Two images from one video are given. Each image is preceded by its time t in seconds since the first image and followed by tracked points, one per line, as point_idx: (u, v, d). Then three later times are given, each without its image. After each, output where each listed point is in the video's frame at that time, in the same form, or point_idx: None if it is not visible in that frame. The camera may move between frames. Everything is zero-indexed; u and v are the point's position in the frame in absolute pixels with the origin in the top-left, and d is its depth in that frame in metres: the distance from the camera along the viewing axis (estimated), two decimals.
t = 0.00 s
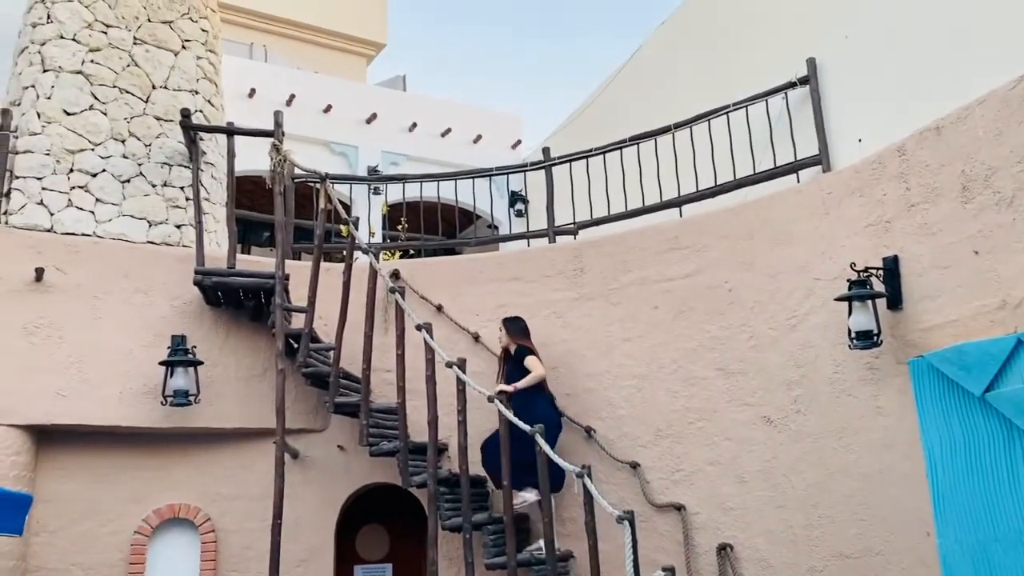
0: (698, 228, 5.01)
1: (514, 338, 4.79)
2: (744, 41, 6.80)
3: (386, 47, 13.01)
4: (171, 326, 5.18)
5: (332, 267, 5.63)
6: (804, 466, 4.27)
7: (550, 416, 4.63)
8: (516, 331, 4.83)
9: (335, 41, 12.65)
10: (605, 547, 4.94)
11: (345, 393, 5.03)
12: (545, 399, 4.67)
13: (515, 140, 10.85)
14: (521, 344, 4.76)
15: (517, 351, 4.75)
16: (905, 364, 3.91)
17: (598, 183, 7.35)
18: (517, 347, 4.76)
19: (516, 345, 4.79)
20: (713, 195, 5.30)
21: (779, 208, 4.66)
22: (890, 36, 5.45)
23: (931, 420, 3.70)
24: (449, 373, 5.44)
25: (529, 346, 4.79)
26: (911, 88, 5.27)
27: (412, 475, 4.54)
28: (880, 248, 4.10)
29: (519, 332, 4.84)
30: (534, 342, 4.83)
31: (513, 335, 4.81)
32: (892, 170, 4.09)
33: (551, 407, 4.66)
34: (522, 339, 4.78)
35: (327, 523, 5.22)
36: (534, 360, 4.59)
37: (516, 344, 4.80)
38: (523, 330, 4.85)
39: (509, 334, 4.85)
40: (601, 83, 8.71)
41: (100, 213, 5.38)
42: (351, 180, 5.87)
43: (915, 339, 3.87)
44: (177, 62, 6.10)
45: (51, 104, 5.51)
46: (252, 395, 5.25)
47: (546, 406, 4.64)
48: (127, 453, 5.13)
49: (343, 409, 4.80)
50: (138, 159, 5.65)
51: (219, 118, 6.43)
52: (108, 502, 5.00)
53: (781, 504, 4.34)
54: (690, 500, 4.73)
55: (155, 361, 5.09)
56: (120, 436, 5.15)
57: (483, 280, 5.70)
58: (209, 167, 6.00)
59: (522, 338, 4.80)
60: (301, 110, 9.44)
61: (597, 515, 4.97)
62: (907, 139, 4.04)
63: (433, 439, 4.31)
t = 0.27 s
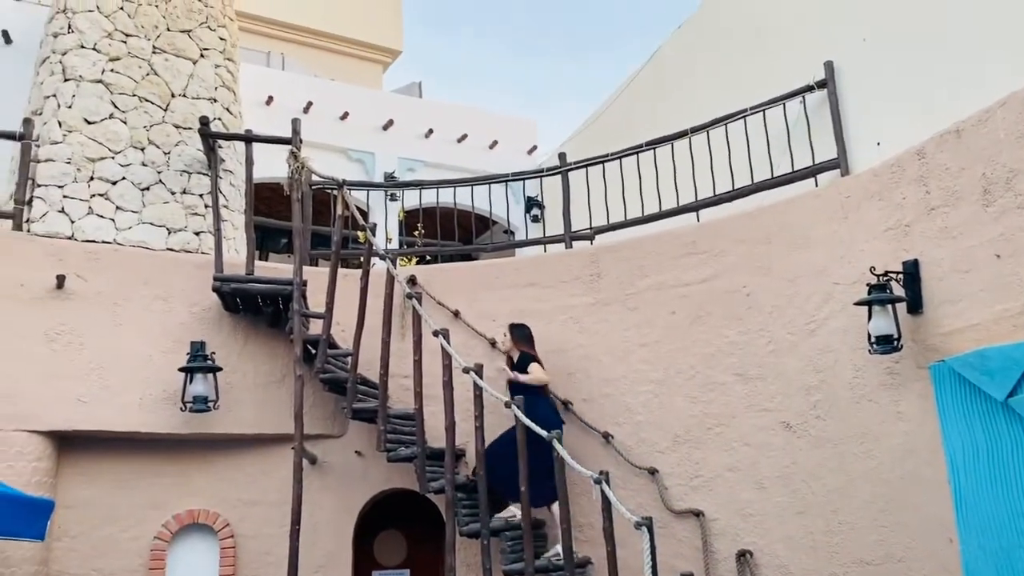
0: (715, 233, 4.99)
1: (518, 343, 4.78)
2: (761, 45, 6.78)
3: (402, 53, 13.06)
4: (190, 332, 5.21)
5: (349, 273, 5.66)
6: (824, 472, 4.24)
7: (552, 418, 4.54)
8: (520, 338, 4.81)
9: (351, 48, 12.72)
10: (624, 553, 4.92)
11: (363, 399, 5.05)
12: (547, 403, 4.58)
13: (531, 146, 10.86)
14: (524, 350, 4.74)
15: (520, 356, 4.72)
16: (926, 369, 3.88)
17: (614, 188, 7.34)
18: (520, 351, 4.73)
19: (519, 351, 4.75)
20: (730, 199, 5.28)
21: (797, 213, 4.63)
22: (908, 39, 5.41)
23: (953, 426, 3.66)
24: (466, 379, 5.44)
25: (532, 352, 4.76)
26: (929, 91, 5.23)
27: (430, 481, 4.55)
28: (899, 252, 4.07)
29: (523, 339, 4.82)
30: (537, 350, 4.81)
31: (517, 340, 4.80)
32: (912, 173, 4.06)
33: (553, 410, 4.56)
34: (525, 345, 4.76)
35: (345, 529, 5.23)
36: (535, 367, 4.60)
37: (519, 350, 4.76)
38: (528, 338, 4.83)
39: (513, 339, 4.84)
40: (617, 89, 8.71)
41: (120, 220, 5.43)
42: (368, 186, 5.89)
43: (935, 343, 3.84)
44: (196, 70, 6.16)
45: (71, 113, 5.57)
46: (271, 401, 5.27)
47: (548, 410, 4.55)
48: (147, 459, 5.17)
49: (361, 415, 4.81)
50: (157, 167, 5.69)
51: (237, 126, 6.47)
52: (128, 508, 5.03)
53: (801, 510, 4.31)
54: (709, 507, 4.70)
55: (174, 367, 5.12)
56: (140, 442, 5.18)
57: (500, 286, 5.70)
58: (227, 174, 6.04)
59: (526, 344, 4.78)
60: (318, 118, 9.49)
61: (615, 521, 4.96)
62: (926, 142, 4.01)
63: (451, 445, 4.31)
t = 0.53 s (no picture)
0: (733, 237, 4.97)
1: (520, 328, 4.85)
2: (777, 48, 6.76)
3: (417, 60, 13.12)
4: (209, 339, 5.25)
5: (366, 279, 5.68)
6: (845, 477, 4.21)
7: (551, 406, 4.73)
8: (522, 320, 4.86)
9: (366, 55, 12.80)
10: (642, 559, 4.90)
11: (381, 404, 5.06)
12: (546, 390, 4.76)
13: (547, 151, 10.87)
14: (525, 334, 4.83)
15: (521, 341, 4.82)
16: (947, 373, 3.83)
17: (631, 193, 7.33)
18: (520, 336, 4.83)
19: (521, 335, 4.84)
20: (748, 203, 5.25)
21: (815, 216, 4.60)
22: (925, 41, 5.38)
23: (974, 431, 3.62)
24: (482, 385, 5.44)
25: (533, 337, 4.84)
26: (948, 93, 5.20)
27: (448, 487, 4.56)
28: (919, 255, 4.04)
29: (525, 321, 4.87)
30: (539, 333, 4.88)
31: (519, 322, 4.86)
32: (931, 176, 4.03)
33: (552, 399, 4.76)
34: (526, 329, 4.84)
35: (362, 535, 5.24)
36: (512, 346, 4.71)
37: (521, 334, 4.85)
38: (530, 320, 4.88)
39: (515, 320, 4.90)
40: (632, 93, 8.71)
41: (140, 228, 5.47)
42: (385, 193, 5.91)
43: (956, 347, 3.80)
44: (214, 79, 6.21)
45: (92, 122, 5.63)
46: (289, 407, 5.30)
47: (548, 398, 4.74)
48: (166, 465, 5.20)
49: (379, 420, 4.82)
50: (176, 175, 5.74)
51: (255, 133, 6.51)
52: (148, 514, 5.06)
53: (821, 516, 4.28)
54: (728, 512, 4.67)
55: (193, 374, 5.15)
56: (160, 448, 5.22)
57: (516, 291, 5.70)
58: (245, 181, 6.08)
59: (527, 329, 4.85)
60: (335, 125, 9.54)
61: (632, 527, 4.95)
62: (945, 144, 3.97)
63: (468, 450, 4.31)
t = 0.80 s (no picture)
0: (751, 242, 4.95)
1: (526, 324, 4.89)
2: (795, 52, 6.74)
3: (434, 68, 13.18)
4: (229, 347, 5.29)
5: (384, 286, 5.70)
6: (866, 484, 4.18)
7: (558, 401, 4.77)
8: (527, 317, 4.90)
9: (382, 63, 12.85)
10: (662, 566, 4.89)
11: (400, 411, 5.08)
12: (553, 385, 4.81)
13: (564, 157, 10.88)
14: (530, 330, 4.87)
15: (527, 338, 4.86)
16: (970, 379, 3.79)
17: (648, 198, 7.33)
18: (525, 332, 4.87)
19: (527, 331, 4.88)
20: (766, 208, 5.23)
21: (834, 221, 4.58)
22: (945, 43, 5.34)
23: (999, 437, 3.57)
24: (501, 391, 5.45)
25: (539, 332, 4.88)
26: (967, 95, 5.16)
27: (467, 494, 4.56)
28: (940, 259, 4.01)
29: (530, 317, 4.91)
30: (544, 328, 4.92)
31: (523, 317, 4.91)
32: (952, 179, 3.99)
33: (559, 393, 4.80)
34: (532, 325, 4.88)
35: (382, 542, 5.26)
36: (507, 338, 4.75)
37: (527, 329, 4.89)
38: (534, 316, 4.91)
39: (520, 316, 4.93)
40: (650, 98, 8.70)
41: (161, 237, 5.53)
42: (403, 201, 5.94)
43: (979, 351, 3.76)
44: (233, 89, 6.27)
45: (113, 133, 5.71)
46: (309, 414, 5.33)
47: (555, 392, 4.77)
48: (187, 472, 5.24)
49: (398, 427, 4.84)
50: (197, 185, 5.80)
51: (273, 143, 6.57)
52: (169, 521, 5.10)
53: (843, 523, 4.25)
54: (748, 519, 4.64)
55: (214, 381, 5.19)
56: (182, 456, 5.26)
57: (534, 297, 5.70)
58: (265, 190, 6.13)
59: (533, 324, 4.89)
60: (353, 133, 9.60)
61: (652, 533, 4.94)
62: (966, 147, 3.94)
63: (485, 458, 4.30)
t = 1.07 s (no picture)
0: (772, 247, 4.92)
1: (530, 333, 4.82)
2: (815, 56, 6.71)
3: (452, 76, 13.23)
4: (251, 356, 5.32)
5: (404, 295, 5.72)
6: (891, 490, 4.13)
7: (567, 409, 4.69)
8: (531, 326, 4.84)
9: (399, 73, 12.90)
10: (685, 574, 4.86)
11: (421, 419, 5.09)
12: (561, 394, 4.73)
13: (584, 163, 10.87)
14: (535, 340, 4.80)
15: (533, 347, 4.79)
16: (997, 384, 3.74)
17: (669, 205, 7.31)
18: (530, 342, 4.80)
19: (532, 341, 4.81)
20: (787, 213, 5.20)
21: (856, 225, 4.54)
22: (966, 45, 5.29)
23: None
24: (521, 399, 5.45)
25: (544, 341, 4.82)
26: (990, 97, 5.10)
27: (488, 501, 4.55)
28: (964, 263, 3.96)
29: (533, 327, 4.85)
30: (549, 338, 4.86)
31: (527, 327, 4.84)
32: (975, 182, 3.95)
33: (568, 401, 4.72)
34: (538, 334, 4.81)
35: (404, 549, 5.27)
36: (517, 351, 4.66)
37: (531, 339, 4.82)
38: (538, 325, 4.85)
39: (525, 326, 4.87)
40: (669, 104, 8.69)
41: (183, 247, 5.58)
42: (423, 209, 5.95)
43: (1005, 356, 3.70)
44: (254, 101, 6.33)
45: (137, 145, 5.78)
46: (330, 422, 5.35)
47: (563, 401, 4.70)
48: (210, 481, 5.27)
49: (419, 435, 4.84)
50: (218, 196, 5.85)
51: (294, 153, 6.63)
52: (193, 529, 5.14)
53: (868, 530, 4.20)
54: (772, 527, 4.60)
55: (236, 391, 5.23)
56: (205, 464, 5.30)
57: (554, 304, 5.69)
58: (285, 201, 6.18)
59: (537, 334, 4.82)
60: (373, 142, 9.66)
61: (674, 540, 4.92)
62: (990, 149, 3.89)
63: (507, 464, 4.30)
